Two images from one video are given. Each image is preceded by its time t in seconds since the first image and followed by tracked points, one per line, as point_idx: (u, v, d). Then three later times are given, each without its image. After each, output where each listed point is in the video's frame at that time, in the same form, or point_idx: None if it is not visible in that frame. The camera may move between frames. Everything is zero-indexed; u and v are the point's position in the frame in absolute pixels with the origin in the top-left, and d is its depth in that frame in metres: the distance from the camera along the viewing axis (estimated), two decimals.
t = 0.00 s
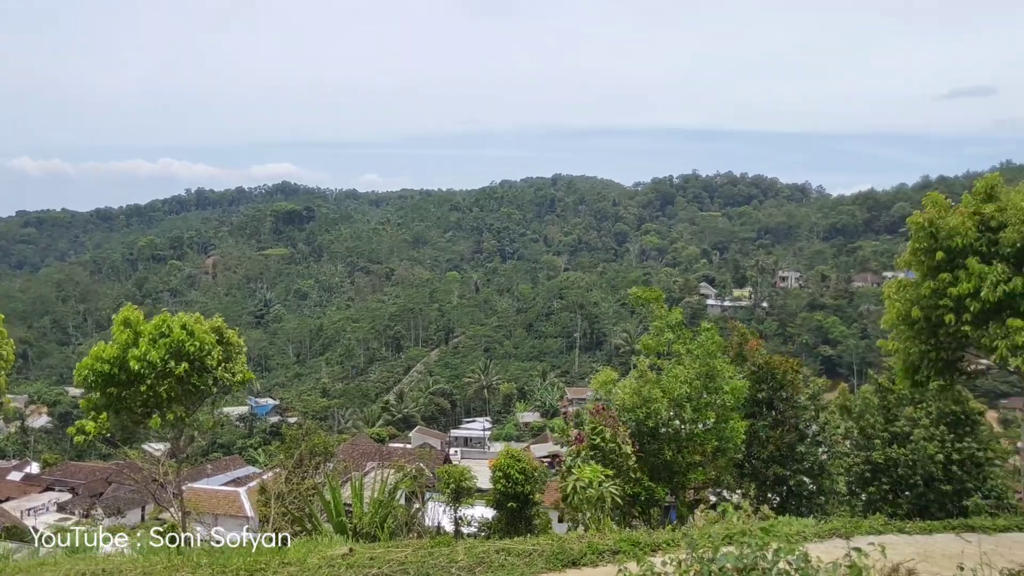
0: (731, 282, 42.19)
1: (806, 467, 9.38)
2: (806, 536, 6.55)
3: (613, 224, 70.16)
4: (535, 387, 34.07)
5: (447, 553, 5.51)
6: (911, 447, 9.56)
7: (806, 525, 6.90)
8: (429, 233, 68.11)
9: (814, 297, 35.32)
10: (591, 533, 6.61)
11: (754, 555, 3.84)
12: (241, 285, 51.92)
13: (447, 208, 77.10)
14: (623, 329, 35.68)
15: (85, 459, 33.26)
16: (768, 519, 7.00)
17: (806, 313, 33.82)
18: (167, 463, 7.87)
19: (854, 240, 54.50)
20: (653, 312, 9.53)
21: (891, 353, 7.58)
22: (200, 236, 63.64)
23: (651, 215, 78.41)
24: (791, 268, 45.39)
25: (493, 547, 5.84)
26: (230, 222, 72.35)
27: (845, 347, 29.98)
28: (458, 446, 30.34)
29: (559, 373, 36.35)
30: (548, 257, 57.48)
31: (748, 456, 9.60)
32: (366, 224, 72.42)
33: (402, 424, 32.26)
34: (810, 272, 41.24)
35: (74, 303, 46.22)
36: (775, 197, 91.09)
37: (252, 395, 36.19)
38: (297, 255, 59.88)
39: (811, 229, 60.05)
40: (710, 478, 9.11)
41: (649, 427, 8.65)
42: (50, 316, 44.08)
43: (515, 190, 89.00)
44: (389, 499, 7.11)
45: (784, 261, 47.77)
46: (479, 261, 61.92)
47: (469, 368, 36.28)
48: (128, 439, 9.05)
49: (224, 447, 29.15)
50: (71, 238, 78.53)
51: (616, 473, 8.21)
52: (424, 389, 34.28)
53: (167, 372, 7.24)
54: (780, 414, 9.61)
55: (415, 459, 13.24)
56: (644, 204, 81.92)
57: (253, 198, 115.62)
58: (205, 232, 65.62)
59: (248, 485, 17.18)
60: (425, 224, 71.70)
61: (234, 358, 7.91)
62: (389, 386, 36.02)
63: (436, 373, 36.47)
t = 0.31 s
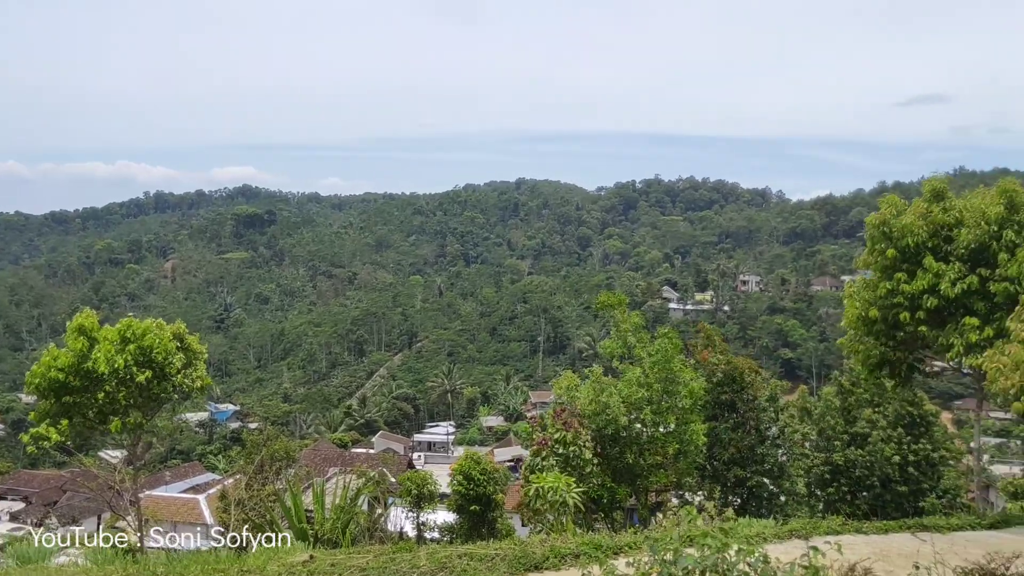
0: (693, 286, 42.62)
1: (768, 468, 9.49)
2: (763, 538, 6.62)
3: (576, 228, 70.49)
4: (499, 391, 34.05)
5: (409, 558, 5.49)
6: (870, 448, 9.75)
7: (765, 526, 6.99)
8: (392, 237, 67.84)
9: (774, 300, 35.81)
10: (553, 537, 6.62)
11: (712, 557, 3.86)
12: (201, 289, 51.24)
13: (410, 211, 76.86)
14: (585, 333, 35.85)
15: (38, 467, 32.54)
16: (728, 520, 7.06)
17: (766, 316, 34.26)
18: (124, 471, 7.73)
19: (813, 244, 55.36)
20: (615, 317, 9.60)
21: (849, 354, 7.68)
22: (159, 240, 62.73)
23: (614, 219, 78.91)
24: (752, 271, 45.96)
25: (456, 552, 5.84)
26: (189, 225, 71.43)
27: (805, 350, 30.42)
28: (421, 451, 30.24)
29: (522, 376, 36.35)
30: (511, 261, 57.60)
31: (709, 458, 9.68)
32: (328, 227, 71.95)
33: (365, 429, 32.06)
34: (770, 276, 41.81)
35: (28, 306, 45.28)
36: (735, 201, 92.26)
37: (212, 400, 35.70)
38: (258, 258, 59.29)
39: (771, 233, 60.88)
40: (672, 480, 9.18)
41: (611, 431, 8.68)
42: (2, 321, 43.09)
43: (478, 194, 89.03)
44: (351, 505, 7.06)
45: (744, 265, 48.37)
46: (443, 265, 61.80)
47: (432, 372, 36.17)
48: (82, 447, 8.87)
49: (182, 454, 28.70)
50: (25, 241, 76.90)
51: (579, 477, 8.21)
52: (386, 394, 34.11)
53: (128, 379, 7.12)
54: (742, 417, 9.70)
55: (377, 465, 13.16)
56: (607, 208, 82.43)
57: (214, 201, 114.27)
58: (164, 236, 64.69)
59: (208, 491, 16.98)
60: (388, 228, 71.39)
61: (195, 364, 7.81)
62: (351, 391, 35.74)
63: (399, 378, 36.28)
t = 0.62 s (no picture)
0: (659, 289, 42.91)
1: (732, 469, 9.57)
2: (726, 540, 6.67)
3: (544, 231, 70.68)
4: (466, 394, 33.90)
5: (374, 564, 5.48)
6: (834, 449, 9.86)
7: (730, 527, 7.04)
8: (359, 240, 67.51)
9: (739, 304, 36.19)
10: (519, 541, 6.63)
11: (674, 559, 3.90)
12: (165, 293, 50.59)
13: (377, 214, 76.53)
14: (553, 336, 35.95)
15: None
16: (693, 521, 7.11)
17: (731, 319, 34.58)
18: (84, 477, 7.61)
19: (777, 247, 56.06)
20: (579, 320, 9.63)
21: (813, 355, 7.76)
22: (121, 243, 61.84)
23: (581, 222, 79.23)
24: (717, 275, 46.36)
25: (421, 557, 5.84)
26: (153, 228, 70.49)
27: (769, 353, 30.80)
28: (389, 455, 30.10)
29: (490, 380, 36.25)
30: (479, 264, 57.61)
31: (676, 458, 9.76)
32: (295, 230, 71.44)
33: (332, 434, 31.82)
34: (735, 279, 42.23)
35: None
36: (701, 205, 93.19)
37: (176, 405, 35.24)
38: (223, 262, 58.71)
39: (736, 236, 61.53)
40: (638, 482, 9.22)
41: (577, 433, 8.70)
42: None
43: (446, 197, 88.92)
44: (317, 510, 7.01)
45: (710, 268, 48.83)
46: (410, 268, 61.63)
47: (399, 376, 36.03)
48: (42, 454, 8.71)
49: (145, 460, 28.26)
50: None
51: (545, 480, 8.20)
52: (353, 398, 33.93)
53: (90, 386, 7.01)
54: (707, 417, 9.78)
55: (343, 469, 13.11)
56: (575, 212, 82.79)
57: (178, 203, 112.91)
58: (126, 239, 63.78)
59: (169, 497, 16.74)
60: (355, 231, 71.02)
61: (159, 370, 7.72)
62: (318, 395, 35.46)
63: (365, 382, 36.09)
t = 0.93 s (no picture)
0: (625, 293, 43.18)
1: (697, 470, 9.65)
2: (689, 542, 6.72)
3: (510, 235, 70.80)
4: (432, 398, 33.42)
5: (338, 570, 5.46)
6: (798, 452, 9.97)
7: (694, 529, 7.10)
8: (325, 243, 67.05)
9: (704, 307, 36.54)
10: (484, 545, 6.63)
11: (639, 560, 3.92)
12: (126, 297, 49.77)
13: (342, 217, 76.03)
14: (519, 339, 35.98)
15: None
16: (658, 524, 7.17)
17: (696, 323, 34.88)
18: (42, 485, 7.48)
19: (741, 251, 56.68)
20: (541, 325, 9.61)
21: (774, 358, 7.84)
22: (81, 246, 60.75)
23: (547, 226, 79.46)
24: (682, 278, 46.69)
25: (386, 562, 5.84)
26: (113, 231, 69.37)
27: (733, 355, 31.15)
28: (355, 460, 29.93)
29: (457, 384, 35.92)
30: (445, 268, 57.52)
31: (641, 461, 9.83)
32: (259, 233, 70.76)
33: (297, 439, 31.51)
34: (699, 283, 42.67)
35: None
36: (666, 209, 94.02)
37: (137, 411, 34.68)
38: (185, 265, 57.96)
39: (700, 240, 62.15)
40: (604, 485, 9.26)
41: (542, 436, 8.72)
42: None
43: (413, 200, 88.65)
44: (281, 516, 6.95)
45: (675, 271, 49.23)
46: (376, 271, 61.30)
47: (365, 380, 35.83)
48: None
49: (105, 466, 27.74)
50: None
51: (510, 483, 8.20)
52: (318, 403, 33.69)
53: (45, 394, 6.87)
54: (673, 419, 9.85)
55: (308, 474, 13.02)
56: (541, 216, 83.05)
57: (138, 206, 111.20)
58: (85, 242, 62.68)
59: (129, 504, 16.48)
60: (320, 234, 70.53)
61: (116, 374, 7.59)
62: (282, 400, 35.13)
63: (331, 386, 35.85)
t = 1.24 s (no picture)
0: (585, 295, 43.45)
1: (656, 470, 9.73)
2: (647, 543, 6.77)
3: (471, 237, 70.83)
4: (391, 401, 32.95)
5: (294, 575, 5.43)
6: (755, 452, 10.12)
7: (652, 530, 7.16)
8: (283, 245, 66.39)
9: (662, 309, 36.93)
10: (442, 548, 6.61)
11: (596, 562, 3.93)
12: (77, 299, 48.73)
13: (301, 219, 75.34)
14: (479, 342, 35.99)
15: None
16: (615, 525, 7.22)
17: (655, 324, 35.23)
18: None
19: (699, 254, 57.35)
20: (495, 330, 9.67)
21: (731, 363, 7.94)
22: (30, 247, 59.37)
23: (507, 228, 79.62)
24: (641, 281, 47.01)
25: (343, 567, 5.81)
26: (64, 233, 67.88)
27: (691, 357, 31.53)
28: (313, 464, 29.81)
29: (416, 387, 35.58)
30: (405, 270, 57.37)
31: (601, 462, 9.90)
32: (215, 235, 69.83)
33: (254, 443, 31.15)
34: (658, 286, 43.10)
35: None
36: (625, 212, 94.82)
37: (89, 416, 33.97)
38: (139, 267, 56.97)
39: (659, 243, 62.78)
40: (564, 487, 9.30)
41: (500, 438, 8.72)
42: None
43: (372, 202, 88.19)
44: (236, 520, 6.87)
45: (634, 274, 49.65)
46: (335, 273, 60.86)
47: (324, 383, 35.54)
48: None
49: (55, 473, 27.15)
50: None
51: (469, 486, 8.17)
52: (276, 406, 33.35)
53: None
54: (632, 420, 9.93)
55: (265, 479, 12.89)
56: (501, 218, 83.20)
57: (90, 206, 109.05)
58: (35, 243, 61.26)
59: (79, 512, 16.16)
60: (278, 235, 69.85)
61: (62, 379, 7.44)
62: (239, 403, 34.69)
63: (289, 389, 35.50)
